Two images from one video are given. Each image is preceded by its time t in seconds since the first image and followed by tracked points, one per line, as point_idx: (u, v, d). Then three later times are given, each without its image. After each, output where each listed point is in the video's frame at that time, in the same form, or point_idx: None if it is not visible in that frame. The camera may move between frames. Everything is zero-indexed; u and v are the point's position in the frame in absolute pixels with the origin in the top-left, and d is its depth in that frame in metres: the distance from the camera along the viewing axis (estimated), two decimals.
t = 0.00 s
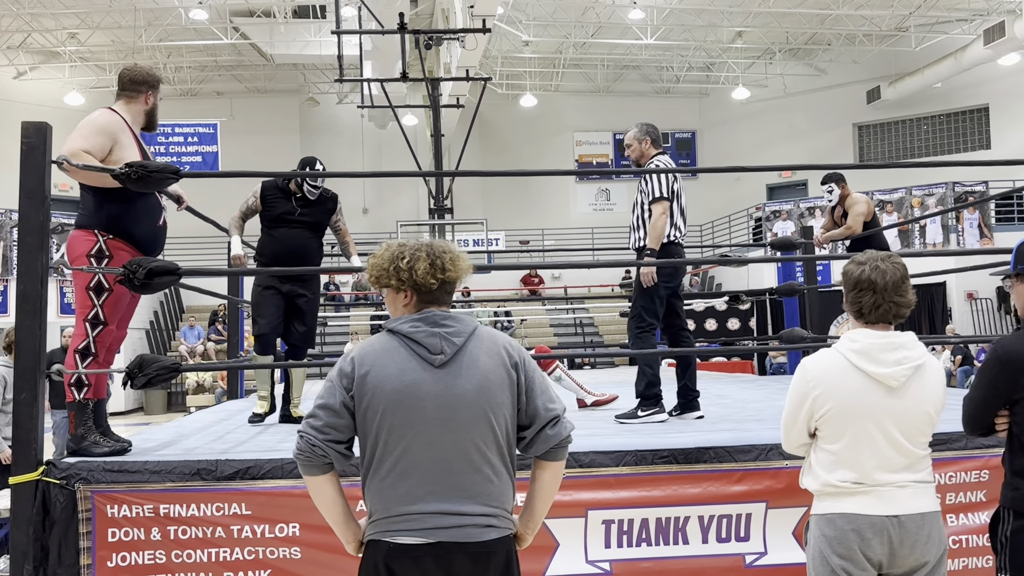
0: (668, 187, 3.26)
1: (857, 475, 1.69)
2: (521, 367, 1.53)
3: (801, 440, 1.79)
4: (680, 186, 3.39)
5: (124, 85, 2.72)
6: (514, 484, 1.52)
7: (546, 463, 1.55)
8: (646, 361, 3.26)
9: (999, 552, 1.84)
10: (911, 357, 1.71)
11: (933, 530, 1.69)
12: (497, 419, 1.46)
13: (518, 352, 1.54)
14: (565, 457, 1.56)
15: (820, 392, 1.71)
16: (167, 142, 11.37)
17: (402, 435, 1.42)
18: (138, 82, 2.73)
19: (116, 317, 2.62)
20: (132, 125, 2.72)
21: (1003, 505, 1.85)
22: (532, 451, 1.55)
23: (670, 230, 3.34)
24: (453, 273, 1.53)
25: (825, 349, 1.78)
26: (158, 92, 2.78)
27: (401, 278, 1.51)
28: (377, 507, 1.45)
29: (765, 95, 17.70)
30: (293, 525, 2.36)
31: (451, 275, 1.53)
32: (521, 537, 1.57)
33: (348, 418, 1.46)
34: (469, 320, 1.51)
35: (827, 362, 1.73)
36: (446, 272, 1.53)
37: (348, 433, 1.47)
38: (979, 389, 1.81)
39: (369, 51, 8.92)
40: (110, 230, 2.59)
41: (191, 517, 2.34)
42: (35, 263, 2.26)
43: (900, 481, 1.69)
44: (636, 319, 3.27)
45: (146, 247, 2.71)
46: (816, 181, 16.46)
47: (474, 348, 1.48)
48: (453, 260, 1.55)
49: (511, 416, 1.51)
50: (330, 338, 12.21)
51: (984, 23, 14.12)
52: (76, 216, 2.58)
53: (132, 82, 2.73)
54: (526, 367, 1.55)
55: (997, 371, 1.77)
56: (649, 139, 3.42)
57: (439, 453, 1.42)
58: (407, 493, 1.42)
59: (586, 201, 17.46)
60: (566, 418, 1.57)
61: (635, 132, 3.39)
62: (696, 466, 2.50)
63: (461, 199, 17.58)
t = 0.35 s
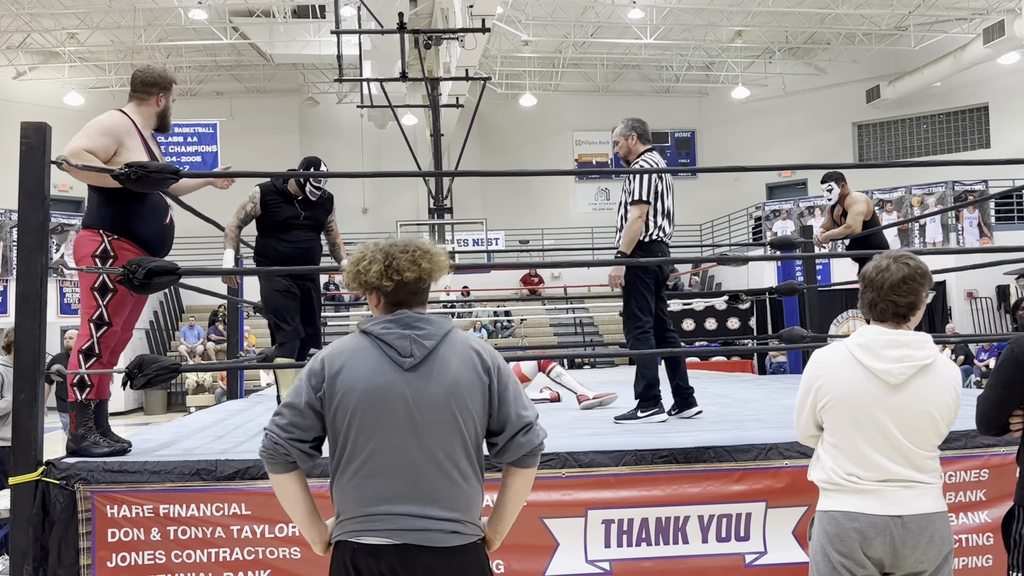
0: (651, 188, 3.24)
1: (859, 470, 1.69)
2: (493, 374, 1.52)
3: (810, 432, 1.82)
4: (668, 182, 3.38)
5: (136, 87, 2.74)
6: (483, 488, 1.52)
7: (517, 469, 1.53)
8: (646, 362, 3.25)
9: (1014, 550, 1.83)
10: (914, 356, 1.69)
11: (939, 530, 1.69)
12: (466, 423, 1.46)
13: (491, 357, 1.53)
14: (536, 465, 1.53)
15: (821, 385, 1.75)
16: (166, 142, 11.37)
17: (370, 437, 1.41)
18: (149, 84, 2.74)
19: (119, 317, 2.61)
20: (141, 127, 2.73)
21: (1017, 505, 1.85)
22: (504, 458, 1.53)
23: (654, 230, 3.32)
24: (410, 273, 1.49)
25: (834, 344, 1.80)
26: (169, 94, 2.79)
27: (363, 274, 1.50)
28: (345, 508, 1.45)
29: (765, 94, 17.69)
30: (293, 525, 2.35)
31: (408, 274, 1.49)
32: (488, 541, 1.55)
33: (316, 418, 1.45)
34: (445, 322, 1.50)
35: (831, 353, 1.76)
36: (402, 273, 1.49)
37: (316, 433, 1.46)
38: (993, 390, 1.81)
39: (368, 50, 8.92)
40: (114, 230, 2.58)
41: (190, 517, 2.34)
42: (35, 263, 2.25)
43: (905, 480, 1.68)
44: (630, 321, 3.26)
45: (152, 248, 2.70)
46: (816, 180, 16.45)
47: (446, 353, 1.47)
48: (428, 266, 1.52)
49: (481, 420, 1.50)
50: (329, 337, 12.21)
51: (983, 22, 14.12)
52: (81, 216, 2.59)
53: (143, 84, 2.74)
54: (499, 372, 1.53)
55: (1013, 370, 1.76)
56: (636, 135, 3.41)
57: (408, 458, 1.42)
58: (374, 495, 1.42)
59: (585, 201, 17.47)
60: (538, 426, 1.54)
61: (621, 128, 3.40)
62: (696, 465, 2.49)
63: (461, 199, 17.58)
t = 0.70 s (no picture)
0: (631, 189, 3.22)
1: (906, 471, 1.68)
2: (489, 376, 1.51)
3: (847, 439, 1.79)
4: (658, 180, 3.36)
5: (153, 93, 2.73)
6: (479, 490, 1.52)
7: (512, 475, 1.52)
8: (648, 363, 3.24)
9: (1006, 550, 1.84)
10: (950, 354, 1.69)
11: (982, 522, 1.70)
12: (462, 425, 1.46)
13: (487, 358, 1.53)
14: (532, 471, 1.53)
15: (859, 392, 1.73)
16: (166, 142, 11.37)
17: (366, 438, 1.41)
18: (166, 93, 2.74)
19: (118, 317, 2.61)
20: (150, 132, 2.73)
21: (1010, 502, 1.86)
22: (499, 463, 1.52)
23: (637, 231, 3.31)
24: (402, 281, 1.48)
25: (864, 349, 1.79)
26: (185, 105, 2.79)
27: (362, 274, 1.52)
28: (342, 509, 1.45)
29: (765, 94, 17.69)
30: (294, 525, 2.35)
31: (399, 282, 1.49)
32: (484, 541, 1.56)
33: (313, 422, 1.46)
34: (442, 324, 1.51)
35: (865, 358, 1.74)
36: (393, 279, 1.49)
37: (314, 437, 1.46)
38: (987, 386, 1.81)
39: (368, 50, 8.92)
40: (110, 230, 2.57)
41: (191, 517, 2.34)
42: (35, 263, 2.25)
43: (951, 476, 1.68)
44: (631, 323, 3.27)
45: (149, 247, 2.70)
46: (816, 180, 16.45)
47: (442, 355, 1.47)
48: (426, 274, 1.52)
49: (478, 421, 1.49)
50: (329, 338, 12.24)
51: (983, 22, 14.13)
52: (79, 216, 2.58)
53: (161, 92, 2.74)
54: (496, 376, 1.53)
55: (1005, 368, 1.77)
56: (622, 134, 3.41)
57: (403, 459, 1.42)
58: (371, 495, 1.42)
59: (585, 201, 17.49)
60: (534, 431, 1.52)
61: (606, 129, 3.40)
62: (697, 465, 2.49)
63: (461, 198, 17.59)
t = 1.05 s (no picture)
0: (630, 190, 3.21)
1: (923, 473, 1.68)
2: (519, 372, 1.52)
3: (850, 443, 1.75)
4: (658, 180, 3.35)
5: (174, 106, 2.76)
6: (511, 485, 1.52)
7: (544, 469, 1.54)
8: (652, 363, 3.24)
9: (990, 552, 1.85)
10: (966, 356, 1.71)
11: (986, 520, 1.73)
12: (495, 422, 1.46)
13: (516, 355, 1.54)
14: (563, 464, 1.55)
15: (877, 395, 1.68)
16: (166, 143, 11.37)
17: (402, 440, 1.41)
18: (186, 108, 2.76)
19: (115, 317, 2.61)
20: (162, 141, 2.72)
21: (993, 503, 1.85)
22: (531, 458, 1.54)
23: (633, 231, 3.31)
24: (435, 280, 1.49)
25: (876, 349, 1.76)
26: (200, 121, 2.81)
27: (388, 272, 1.52)
28: (376, 513, 1.44)
29: (765, 94, 17.71)
30: (293, 526, 2.35)
31: (432, 281, 1.49)
32: (518, 539, 1.57)
33: (345, 425, 1.45)
34: (469, 323, 1.51)
35: (884, 362, 1.71)
36: (426, 278, 1.49)
37: (347, 441, 1.46)
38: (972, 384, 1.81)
39: (368, 50, 8.93)
40: (104, 229, 2.57)
41: (190, 518, 2.34)
42: (34, 264, 2.24)
43: (961, 475, 1.70)
44: (635, 324, 3.27)
45: (144, 248, 2.70)
46: (816, 180, 16.43)
47: (472, 354, 1.47)
48: (453, 274, 1.53)
49: (510, 419, 1.50)
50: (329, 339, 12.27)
51: (983, 22, 14.12)
52: (72, 215, 2.58)
53: (182, 107, 2.76)
54: (524, 372, 1.54)
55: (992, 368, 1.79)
56: (620, 133, 3.41)
57: (439, 459, 1.42)
58: (406, 497, 1.42)
59: (586, 202, 17.50)
60: (564, 425, 1.55)
61: (604, 127, 3.40)
62: (696, 465, 2.49)
63: (461, 199, 17.63)
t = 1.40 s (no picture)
0: (640, 186, 3.21)
1: (888, 477, 1.68)
2: (558, 371, 1.53)
3: (816, 444, 1.75)
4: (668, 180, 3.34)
5: (186, 119, 2.75)
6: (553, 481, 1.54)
7: (587, 464, 1.56)
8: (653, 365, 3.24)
9: (983, 553, 1.85)
10: (934, 358, 1.71)
11: (949, 527, 1.73)
12: (538, 418, 1.47)
13: (554, 352, 1.55)
14: (605, 459, 1.57)
15: (845, 397, 1.68)
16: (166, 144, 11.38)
17: (447, 436, 1.41)
18: (200, 122, 2.77)
19: (112, 319, 2.61)
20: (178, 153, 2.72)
21: (983, 505, 1.85)
22: (574, 455, 1.56)
23: (648, 228, 3.30)
24: (472, 281, 1.50)
25: (846, 351, 1.75)
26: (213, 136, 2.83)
27: (429, 272, 1.52)
28: (420, 513, 1.43)
29: (766, 95, 17.72)
30: (294, 527, 2.35)
31: (469, 281, 1.50)
32: (557, 537, 1.58)
33: (389, 423, 1.44)
34: (507, 321, 1.52)
35: (853, 363, 1.70)
36: (464, 279, 1.50)
37: (390, 439, 1.45)
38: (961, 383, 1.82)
39: (367, 51, 8.94)
40: (105, 230, 2.57)
41: (190, 519, 2.34)
42: (34, 266, 2.25)
43: (926, 480, 1.71)
44: (634, 326, 3.26)
45: (144, 250, 2.70)
46: (817, 181, 16.42)
47: (512, 350, 1.49)
48: (492, 277, 1.53)
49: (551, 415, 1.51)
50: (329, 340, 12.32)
51: (984, 22, 14.11)
52: (71, 215, 2.57)
53: (195, 120, 2.77)
54: (563, 368, 1.56)
55: (979, 368, 1.78)
56: (632, 132, 3.41)
57: (485, 454, 1.42)
58: (451, 494, 1.41)
59: (586, 202, 17.47)
60: (605, 421, 1.58)
61: (616, 125, 3.40)
62: (696, 466, 2.49)
63: (461, 199, 17.67)
